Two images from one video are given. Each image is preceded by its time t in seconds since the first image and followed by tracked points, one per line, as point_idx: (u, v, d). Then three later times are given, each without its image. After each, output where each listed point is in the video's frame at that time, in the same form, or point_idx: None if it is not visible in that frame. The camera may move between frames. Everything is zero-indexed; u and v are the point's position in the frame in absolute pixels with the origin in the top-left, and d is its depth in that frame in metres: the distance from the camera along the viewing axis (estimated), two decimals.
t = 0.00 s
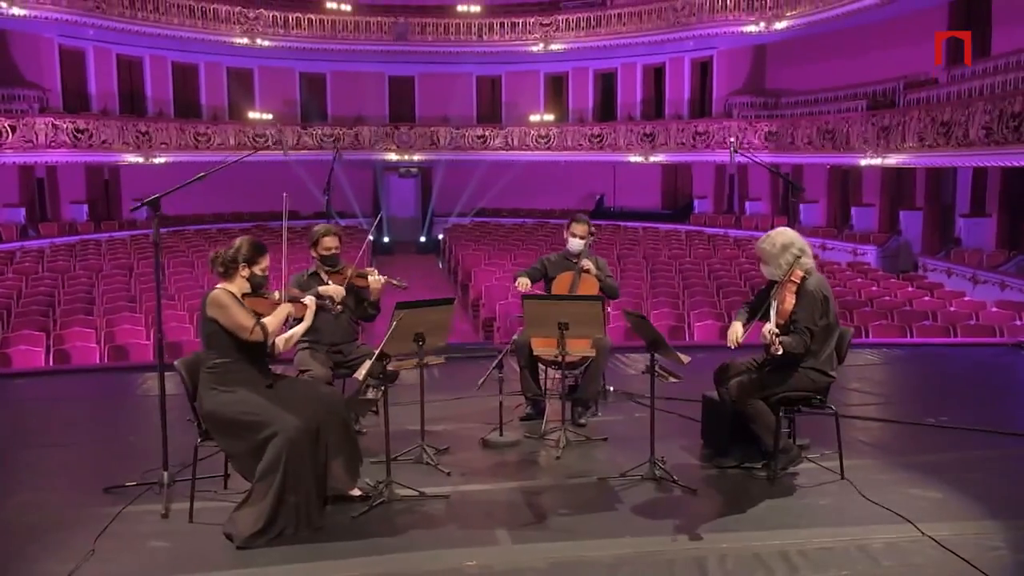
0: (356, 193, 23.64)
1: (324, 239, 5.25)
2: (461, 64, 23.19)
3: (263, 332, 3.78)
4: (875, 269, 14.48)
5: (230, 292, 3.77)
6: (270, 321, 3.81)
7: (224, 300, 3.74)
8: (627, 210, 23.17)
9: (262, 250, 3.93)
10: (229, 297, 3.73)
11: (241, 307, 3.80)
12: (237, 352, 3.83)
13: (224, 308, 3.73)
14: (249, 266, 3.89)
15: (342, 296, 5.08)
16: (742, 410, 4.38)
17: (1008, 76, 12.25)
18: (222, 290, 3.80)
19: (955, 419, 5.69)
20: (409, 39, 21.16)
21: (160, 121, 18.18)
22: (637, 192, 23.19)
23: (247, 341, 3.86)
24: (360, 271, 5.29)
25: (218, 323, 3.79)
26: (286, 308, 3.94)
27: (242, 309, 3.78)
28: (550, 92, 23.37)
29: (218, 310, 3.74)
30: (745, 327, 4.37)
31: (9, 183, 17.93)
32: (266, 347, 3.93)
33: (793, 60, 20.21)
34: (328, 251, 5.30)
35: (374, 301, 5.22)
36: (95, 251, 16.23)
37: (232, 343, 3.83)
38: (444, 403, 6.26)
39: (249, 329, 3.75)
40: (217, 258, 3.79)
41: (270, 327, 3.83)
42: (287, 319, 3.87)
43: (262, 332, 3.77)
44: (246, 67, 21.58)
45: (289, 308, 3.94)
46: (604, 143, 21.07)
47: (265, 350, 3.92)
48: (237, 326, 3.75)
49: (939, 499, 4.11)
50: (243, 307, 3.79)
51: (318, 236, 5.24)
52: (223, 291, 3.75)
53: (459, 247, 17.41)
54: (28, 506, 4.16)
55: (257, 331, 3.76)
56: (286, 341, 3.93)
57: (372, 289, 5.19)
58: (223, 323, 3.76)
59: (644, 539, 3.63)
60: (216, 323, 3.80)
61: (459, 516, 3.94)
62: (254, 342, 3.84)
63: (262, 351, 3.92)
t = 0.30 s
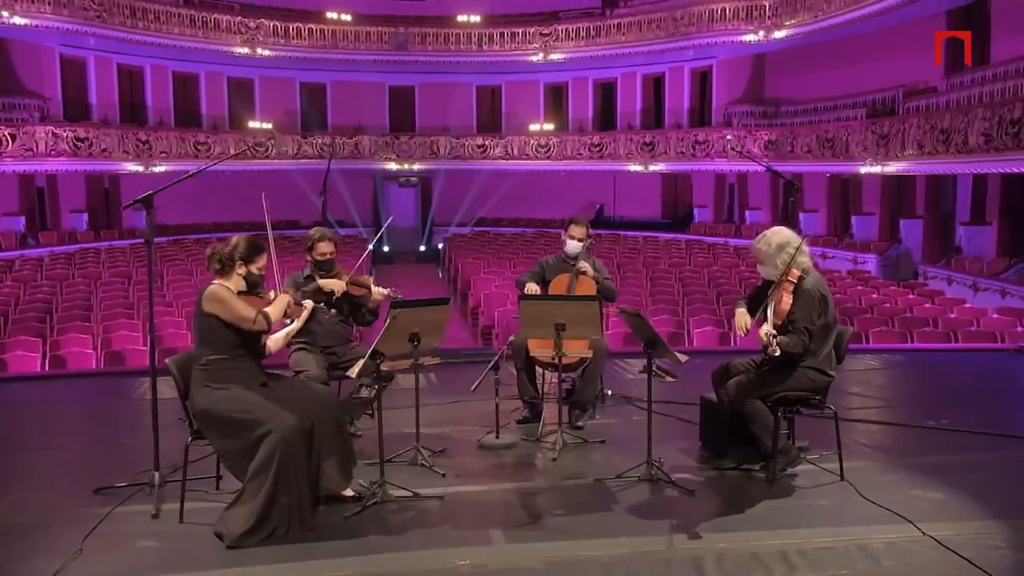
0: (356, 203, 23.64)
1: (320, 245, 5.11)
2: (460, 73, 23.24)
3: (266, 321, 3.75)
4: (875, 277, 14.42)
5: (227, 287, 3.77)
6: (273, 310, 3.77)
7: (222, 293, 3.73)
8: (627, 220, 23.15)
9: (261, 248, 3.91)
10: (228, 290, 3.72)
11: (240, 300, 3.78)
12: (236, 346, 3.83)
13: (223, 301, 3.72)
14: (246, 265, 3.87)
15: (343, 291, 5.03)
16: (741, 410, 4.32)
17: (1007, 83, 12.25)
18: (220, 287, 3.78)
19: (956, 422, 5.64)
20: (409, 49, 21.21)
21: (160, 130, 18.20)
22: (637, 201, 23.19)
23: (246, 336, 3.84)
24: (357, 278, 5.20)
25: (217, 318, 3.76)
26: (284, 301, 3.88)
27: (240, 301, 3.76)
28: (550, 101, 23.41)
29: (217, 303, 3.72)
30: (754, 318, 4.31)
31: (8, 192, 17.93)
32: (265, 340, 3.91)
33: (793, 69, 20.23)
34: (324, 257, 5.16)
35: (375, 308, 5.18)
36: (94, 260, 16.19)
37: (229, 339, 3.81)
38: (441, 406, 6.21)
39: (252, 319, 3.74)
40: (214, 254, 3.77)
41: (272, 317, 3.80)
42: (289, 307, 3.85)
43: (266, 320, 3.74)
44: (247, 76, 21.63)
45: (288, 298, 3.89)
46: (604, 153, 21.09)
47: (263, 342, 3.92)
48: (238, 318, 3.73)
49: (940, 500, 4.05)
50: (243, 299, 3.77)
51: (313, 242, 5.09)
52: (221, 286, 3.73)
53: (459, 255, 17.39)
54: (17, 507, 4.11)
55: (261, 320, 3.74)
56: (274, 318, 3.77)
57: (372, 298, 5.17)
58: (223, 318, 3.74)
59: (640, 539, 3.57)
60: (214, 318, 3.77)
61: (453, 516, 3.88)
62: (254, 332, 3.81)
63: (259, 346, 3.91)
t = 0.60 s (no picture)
0: (357, 212, 23.64)
1: (328, 246, 5.05)
2: (461, 83, 23.30)
3: (256, 322, 3.74)
4: (877, 285, 14.36)
5: (222, 283, 3.72)
6: (265, 312, 3.79)
7: (217, 291, 3.68)
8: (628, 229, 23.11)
9: (258, 245, 3.86)
10: (223, 288, 3.68)
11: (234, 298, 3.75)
12: (231, 342, 3.78)
13: (217, 299, 3.67)
14: (243, 262, 3.82)
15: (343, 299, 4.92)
16: (740, 410, 4.28)
17: (1007, 90, 12.23)
18: (215, 284, 3.73)
19: (958, 425, 5.59)
20: (410, 58, 21.25)
21: (161, 139, 18.25)
22: (638, 211, 23.17)
23: (238, 334, 3.80)
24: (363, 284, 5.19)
25: (211, 315, 3.71)
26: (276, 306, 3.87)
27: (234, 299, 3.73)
28: (551, 111, 23.45)
29: (211, 300, 3.67)
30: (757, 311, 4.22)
31: (10, 201, 17.95)
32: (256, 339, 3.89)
33: (793, 79, 20.24)
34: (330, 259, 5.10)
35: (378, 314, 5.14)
36: (94, 268, 16.17)
37: (222, 336, 3.76)
38: (438, 410, 6.15)
39: (240, 318, 3.70)
40: (212, 250, 3.73)
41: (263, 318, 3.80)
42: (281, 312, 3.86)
43: (256, 321, 3.73)
44: (248, 86, 21.67)
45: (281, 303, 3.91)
46: (605, 162, 21.10)
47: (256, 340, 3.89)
48: (229, 317, 3.69)
49: (942, 501, 3.99)
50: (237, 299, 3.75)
51: (321, 242, 5.03)
52: (215, 284, 3.68)
53: (459, 264, 17.36)
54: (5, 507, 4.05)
55: (251, 321, 3.72)
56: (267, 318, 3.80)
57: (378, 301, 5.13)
58: (216, 315, 3.69)
59: (637, 539, 3.51)
60: (207, 315, 3.73)
61: (447, 517, 3.83)
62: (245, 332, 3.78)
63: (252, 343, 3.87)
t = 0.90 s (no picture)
0: (358, 223, 23.65)
1: (327, 247, 4.99)
2: (463, 95, 23.36)
3: (236, 328, 3.64)
4: (879, 295, 14.30)
5: (214, 283, 3.67)
6: (249, 324, 3.67)
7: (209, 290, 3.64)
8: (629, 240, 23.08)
9: (256, 244, 3.81)
10: (213, 286, 3.63)
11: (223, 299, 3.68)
12: (218, 344, 3.72)
13: (206, 298, 3.63)
14: (241, 260, 3.77)
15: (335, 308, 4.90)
16: (740, 411, 4.27)
17: (1008, 99, 12.22)
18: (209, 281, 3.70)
19: (961, 430, 5.53)
20: (412, 70, 21.33)
21: (163, 149, 18.31)
22: (640, 222, 23.15)
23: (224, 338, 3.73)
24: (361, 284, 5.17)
25: (200, 313, 3.69)
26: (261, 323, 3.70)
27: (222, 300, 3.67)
28: (552, 122, 23.49)
29: (200, 299, 3.64)
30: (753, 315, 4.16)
31: (12, 211, 17.99)
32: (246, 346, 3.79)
33: (794, 90, 20.25)
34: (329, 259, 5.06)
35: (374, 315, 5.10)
36: (95, 278, 16.17)
37: (210, 337, 3.71)
38: (435, 416, 6.11)
39: (220, 323, 3.62)
40: (209, 248, 3.70)
41: (246, 327, 3.69)
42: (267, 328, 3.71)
43: (235, 328, 3.63)
44: (250, 97, 21.72)
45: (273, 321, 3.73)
46: (606, 173, 21.10)
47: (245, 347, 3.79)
48: (213, 319, 3.64)
49: (945, 504, 3.94)
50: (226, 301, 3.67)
51: (321, 244, 4.97)
52: (209, 283, 3.65)
53: (460, 274, 17.34)
54: None
55: (231, 326, 3.63)
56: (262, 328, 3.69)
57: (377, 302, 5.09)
58: (202, 314, 3.66)
59: (634, 541, 3.46)
60: (199, 313, 3.70)
61: (442, 519, 3.78)
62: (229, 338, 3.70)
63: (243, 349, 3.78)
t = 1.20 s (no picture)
0: (360, 234, 23.65)
1: (312, 247, 4.89)
2: (464, 107, 23.43)
3: (210, 334, 3.57)
4: (882, 305, 14.24)
5: (206, 287, 3.65)
6: (223, 334, 3.58)
7: (201, 291, 3.64)
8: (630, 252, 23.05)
9: (250, 239, 3.77)
10: (203, 288, 3.63)
11: (211, 302, 3.65)
12: (199, 348, 3.66)
13: (195, 297, 3.63)
14: (235, 255, 3.74)
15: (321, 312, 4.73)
16: (738, 415, 4.22)
17: (1008, 108, 12.20)
18: (202, 279, 3.68)
19: (964, 436, 5.47)
20: (414, 82, 21.39)
21: (166, 161, 18.35)
22: (642, 233, 23.13)
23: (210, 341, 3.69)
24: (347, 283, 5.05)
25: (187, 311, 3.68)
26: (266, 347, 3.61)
27: (210, 303, 3.63)
28: (554, 134, 23.53)
29: (188, 297, 3.65)
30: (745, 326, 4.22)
31: (13, 222, 18.01)
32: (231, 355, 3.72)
33: (795, 101, 20.27)
34: (316, 259, 4.95)
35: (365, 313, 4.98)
36: (96, 288, 16.15)
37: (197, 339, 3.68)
38: (433, 423, 6.07)
39: (197, 328, 3.57)
40: (204, 245, 3.66)
41: (221, 336, 3.60)
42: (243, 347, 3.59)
43: (208, 333, 3.56)
44: (253, 109, 21.79)
45: (261, 342, 3.62)
46: (608, 184, 21.10)
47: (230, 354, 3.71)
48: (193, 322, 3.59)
49: (947, 508, 3.88)
50: (212, 303, 3.63)
51: (306, 244, 4.87)
52: (201, 283, 3.63)
53: (460, 285, 17.31)
54: None
55: (205, 332, 3.57)
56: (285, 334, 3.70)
57: (363, 302, 4.96)
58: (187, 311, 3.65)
59: (631, 544, 3.42)
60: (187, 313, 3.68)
61: (436, 523, 3.74)
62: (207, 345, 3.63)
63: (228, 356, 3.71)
